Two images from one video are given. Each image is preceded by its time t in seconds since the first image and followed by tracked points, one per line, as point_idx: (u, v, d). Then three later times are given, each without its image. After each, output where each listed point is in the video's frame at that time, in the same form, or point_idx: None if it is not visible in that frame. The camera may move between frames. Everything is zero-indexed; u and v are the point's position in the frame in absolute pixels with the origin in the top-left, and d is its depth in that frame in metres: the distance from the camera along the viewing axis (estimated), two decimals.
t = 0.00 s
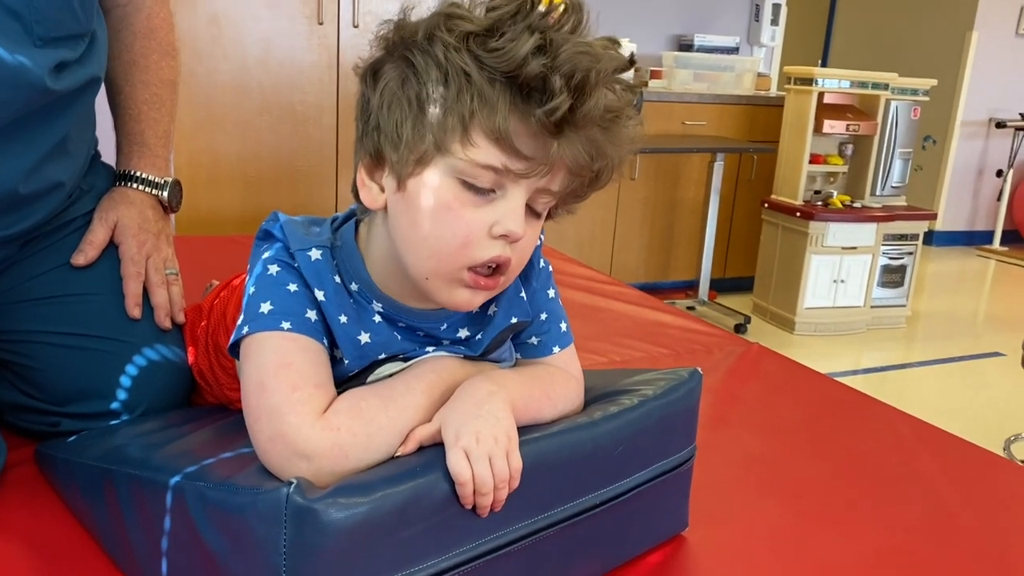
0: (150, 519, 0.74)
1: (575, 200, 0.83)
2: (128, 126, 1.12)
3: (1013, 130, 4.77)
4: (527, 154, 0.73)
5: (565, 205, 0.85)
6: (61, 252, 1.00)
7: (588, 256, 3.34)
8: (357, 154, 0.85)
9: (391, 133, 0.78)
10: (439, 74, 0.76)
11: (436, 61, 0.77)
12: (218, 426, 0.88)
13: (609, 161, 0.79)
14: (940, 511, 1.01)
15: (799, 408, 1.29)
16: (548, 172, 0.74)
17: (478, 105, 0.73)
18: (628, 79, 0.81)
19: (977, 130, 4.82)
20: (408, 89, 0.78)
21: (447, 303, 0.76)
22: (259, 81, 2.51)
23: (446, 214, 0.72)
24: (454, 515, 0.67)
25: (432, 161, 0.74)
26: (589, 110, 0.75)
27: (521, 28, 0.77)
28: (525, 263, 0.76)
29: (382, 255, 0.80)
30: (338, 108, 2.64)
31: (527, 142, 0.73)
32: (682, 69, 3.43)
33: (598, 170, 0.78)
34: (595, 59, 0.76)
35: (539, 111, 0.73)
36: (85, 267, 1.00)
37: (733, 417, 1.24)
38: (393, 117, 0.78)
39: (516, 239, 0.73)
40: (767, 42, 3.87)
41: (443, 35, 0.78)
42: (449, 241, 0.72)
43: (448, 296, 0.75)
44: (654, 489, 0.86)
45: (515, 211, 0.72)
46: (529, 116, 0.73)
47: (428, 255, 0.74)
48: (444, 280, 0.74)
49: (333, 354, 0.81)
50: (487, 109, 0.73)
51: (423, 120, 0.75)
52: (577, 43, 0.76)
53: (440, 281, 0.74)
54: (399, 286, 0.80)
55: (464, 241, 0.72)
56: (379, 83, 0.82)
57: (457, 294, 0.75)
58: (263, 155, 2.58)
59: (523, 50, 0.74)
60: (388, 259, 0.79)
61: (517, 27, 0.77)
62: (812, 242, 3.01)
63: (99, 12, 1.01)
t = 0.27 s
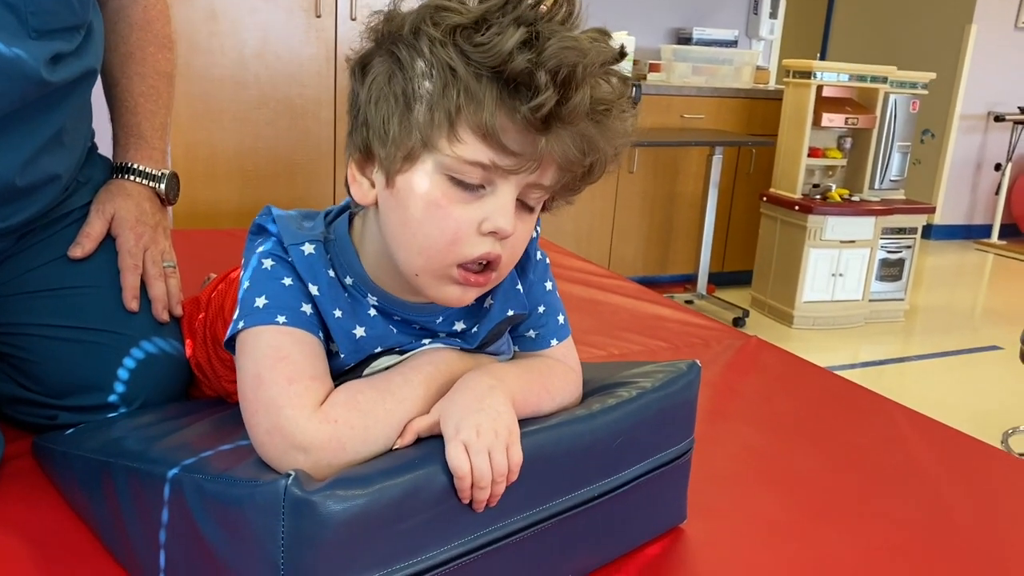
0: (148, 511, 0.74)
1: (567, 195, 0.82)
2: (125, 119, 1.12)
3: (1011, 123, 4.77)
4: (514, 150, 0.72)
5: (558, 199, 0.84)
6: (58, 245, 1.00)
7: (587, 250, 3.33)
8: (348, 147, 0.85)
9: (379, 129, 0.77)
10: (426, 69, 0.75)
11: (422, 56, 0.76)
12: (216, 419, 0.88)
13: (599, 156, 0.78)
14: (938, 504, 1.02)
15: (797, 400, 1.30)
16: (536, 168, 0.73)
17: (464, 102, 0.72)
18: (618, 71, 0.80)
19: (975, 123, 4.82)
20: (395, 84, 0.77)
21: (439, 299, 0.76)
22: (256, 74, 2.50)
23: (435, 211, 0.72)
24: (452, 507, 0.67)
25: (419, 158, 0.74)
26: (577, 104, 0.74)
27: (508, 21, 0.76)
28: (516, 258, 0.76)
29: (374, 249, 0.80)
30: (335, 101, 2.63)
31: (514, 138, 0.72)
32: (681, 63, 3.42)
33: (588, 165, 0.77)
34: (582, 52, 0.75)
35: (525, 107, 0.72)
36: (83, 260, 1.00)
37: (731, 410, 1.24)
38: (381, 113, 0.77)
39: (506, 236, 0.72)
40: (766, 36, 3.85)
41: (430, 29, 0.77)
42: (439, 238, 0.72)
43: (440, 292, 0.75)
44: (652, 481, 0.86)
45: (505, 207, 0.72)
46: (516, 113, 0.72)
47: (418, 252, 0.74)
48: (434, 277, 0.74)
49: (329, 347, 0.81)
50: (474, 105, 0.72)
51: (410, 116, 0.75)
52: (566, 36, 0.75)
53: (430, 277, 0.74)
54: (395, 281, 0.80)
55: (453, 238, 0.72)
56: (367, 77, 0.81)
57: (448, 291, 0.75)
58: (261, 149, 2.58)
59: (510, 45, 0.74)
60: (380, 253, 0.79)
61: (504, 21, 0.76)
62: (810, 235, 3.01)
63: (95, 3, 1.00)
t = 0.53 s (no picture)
0: (147, 510, 0.74)
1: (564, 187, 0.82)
2: (124, 117, 1.11)
3: (1011, 120, 4.76)
4: (515, 140, 0.72)
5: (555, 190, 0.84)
6: (56, 242, 1.00)
7: (586, 248, 3.33)
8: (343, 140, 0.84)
9: (379, 121, 0.77)
10: (427, 61, 0.75)
11: (424, 49, 0.76)
12: (214, 418, 0.88)
13: (597, 146, 0.79)
14: (937, 501, 1.01)
15: (796, 398, 1.29)
16: (538, 158, 0.73)
17: (468, 92, 0.72)
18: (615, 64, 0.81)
19: (975, 120, 4.81)
20: (396, 77, 0.77)
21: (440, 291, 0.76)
22: (255, 71, 2.50)
23: (437, 203, 0.72)
24: (451, 505, 0.67)
25: (422, 150, 0.74)
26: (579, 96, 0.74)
27: (510, 13, 0.76)
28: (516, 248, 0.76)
29: (373, 244, 0.79)
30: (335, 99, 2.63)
31: (516, 129, 0.72)
32: (680, 59, 3.42)
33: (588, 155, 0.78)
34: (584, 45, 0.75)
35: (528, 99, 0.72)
36: (81, 258, 1.00)
37: (731, 408, 1.24)
38: (382, 106, 0.77)
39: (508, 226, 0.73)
40: (765, 32, 3.86)
41: (430, 21, 0.77)
42: (442, 230, 0.72)
43: (443, 284, 0.75)
44: (651, 480, 0.86)
45: (507, 197, 0.72)
46: (520, 104, 0.72)
47: (422, 243, 0.73)
48: (436, 269, 0.74)
49: (325, 348, 0.80)
50: (477, 98, 0.72)
51: (412, 108, 0.74)
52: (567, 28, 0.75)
53: (433, 270, 0.74)
54: (395, 277, 0.80)
55: (457, 229, 0.72)
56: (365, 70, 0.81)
57: (451, 282, 0.74)
58: (260, 147, 2.57)
59: (513, 37, 0.73)
60: (379, 247, 0.79)
61: (505, 13, 0.76)
62: (810, 232, 3.01)
63: (93, 1, 1.00)
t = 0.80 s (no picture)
0: (146, 512, 0.74)
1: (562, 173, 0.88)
2: (122, 120, 1.11)
3: (1009, 118, 4.76)
4: (556, 123, 0.77)
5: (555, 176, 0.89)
6: (55, 245, 1.00)
7: (585, 247, 3.33)
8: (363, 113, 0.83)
9: (425, 92, 0.77)
10: (484, 39, 0.77)
11: (480, 27, 0.78)
12: (213, 420, 0.88)
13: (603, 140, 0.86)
14: (935, 502, 1.02)
15: (794, 398, 1.30)
16: (569, 141, 0.79)
17: (523, 73, 0.75)
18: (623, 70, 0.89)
19: (973, 119, 4.82)
20: (443, 51, 0.78)
21: (464, 263, 0.78)
22: (254, 72, 2.50)
23: (481, 173, 0.74)
24: (448, 507, 0.67)
25: (472, 123, 0.75)
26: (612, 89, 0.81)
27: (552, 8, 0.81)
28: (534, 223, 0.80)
29: (390, 220, 0.79)
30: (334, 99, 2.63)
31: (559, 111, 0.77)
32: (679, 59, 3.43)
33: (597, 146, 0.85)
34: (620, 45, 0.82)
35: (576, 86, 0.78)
36: (81, 261, 1.00)
37: (729, 408, 1.24)
38: (429, 76, 0.77)
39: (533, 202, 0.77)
40: (764, 32, 3.86)
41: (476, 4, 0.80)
42: (486, 200, 0.74)
43: (470, 254, 0.77)
44: (648, 481, 0.87)
45: (538, 174, 0.77)
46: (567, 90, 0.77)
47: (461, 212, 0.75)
48: (473, 239, 0.76)
49: (323, 343, 0.80)
50: (531, 77, 0.76)
51: (466, 81, 0.75)
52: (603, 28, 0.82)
53: (470, 240, 0.76)
54: (407, 258, 0.80)
55: (498, 201, 0.75)
56: (404, 42, 0.81)
57: (480, 252, 0.77)
58: (258, 147, 2.58)
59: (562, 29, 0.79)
60: (400, 221, 0.79)
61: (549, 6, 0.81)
62: (808, 231, 3.01)
63: (91, 4, 1.00)
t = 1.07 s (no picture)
0: (144, 514, 0.74)
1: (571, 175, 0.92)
2: (120, 120, 1.11)
3: (1008, 118, 4.77)
4: (589, 129, 0.81)
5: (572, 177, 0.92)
6: (53, 247, 1.00)
7: (584, 247, 3.33)
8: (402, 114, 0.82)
9: (476, 96, 0.78)
10: (533, 47, 0.79)
11: (528, 34, 0.80)
12: (212, 420, 0.88)
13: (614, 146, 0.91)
14: (933, 502, 1.02)
15: (793, 398, 1.30)
16: (598, 145, 0.84)
17: (568, 81, 0.79)
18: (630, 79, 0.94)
19: (972, 118, 4.82)
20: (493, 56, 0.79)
21: (499, 263, 0.79)
22: (252, 72, 2.50)
23: (529, 177, 0.77)
24: (445, 508, 0.67)
25: (521, 128, 0.77)
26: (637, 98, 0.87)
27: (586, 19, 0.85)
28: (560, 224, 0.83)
29: (425, 219, 0.80)
30: (332, 99, 2.63)
31: (594, 117, 0.81)
32: (677, 59, 3.43)
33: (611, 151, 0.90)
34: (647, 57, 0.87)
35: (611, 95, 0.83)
36: (78, 262, 1.00)
37: (727, 408, 1.24)
38: (481, 81, 0.78)
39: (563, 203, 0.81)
40: (762, 31, 3.86)
41: (520, 11, 0.82)
42: (531, 202, 0.77)
43: (510, 255, 0.78)
44: (646, 481, 0.87)
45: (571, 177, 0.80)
46: (603, 97, 0.82)
47: (510, 214, 0.76)
48: (516, 240, 0.78)
49: (341, 336, 0.80)
50: (575, 85, 0.79)
51: (519, 87, 0.77)
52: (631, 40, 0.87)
53: (513, 241, 0.77)
54: (437, 254, 0.81)
55: (541, 204, 0.77)
56: (448, 46, 0.81)
57: (520, 252, 0.79)
58: (257, 147, 2.58)
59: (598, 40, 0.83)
60: (438, 221, 0.79)
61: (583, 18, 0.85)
62: (807, 231, 3.01)
63: (89, 4, 1.00)
